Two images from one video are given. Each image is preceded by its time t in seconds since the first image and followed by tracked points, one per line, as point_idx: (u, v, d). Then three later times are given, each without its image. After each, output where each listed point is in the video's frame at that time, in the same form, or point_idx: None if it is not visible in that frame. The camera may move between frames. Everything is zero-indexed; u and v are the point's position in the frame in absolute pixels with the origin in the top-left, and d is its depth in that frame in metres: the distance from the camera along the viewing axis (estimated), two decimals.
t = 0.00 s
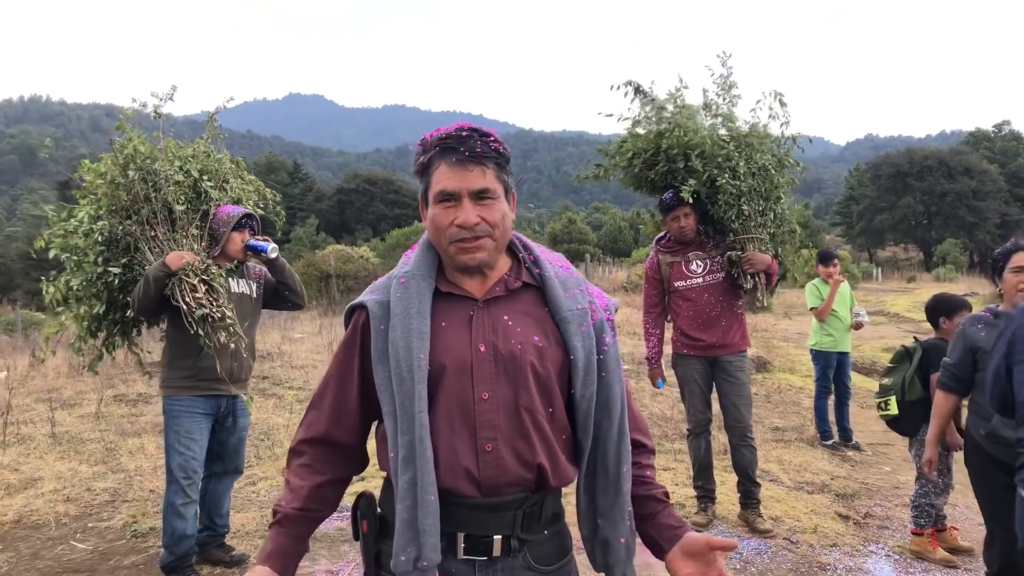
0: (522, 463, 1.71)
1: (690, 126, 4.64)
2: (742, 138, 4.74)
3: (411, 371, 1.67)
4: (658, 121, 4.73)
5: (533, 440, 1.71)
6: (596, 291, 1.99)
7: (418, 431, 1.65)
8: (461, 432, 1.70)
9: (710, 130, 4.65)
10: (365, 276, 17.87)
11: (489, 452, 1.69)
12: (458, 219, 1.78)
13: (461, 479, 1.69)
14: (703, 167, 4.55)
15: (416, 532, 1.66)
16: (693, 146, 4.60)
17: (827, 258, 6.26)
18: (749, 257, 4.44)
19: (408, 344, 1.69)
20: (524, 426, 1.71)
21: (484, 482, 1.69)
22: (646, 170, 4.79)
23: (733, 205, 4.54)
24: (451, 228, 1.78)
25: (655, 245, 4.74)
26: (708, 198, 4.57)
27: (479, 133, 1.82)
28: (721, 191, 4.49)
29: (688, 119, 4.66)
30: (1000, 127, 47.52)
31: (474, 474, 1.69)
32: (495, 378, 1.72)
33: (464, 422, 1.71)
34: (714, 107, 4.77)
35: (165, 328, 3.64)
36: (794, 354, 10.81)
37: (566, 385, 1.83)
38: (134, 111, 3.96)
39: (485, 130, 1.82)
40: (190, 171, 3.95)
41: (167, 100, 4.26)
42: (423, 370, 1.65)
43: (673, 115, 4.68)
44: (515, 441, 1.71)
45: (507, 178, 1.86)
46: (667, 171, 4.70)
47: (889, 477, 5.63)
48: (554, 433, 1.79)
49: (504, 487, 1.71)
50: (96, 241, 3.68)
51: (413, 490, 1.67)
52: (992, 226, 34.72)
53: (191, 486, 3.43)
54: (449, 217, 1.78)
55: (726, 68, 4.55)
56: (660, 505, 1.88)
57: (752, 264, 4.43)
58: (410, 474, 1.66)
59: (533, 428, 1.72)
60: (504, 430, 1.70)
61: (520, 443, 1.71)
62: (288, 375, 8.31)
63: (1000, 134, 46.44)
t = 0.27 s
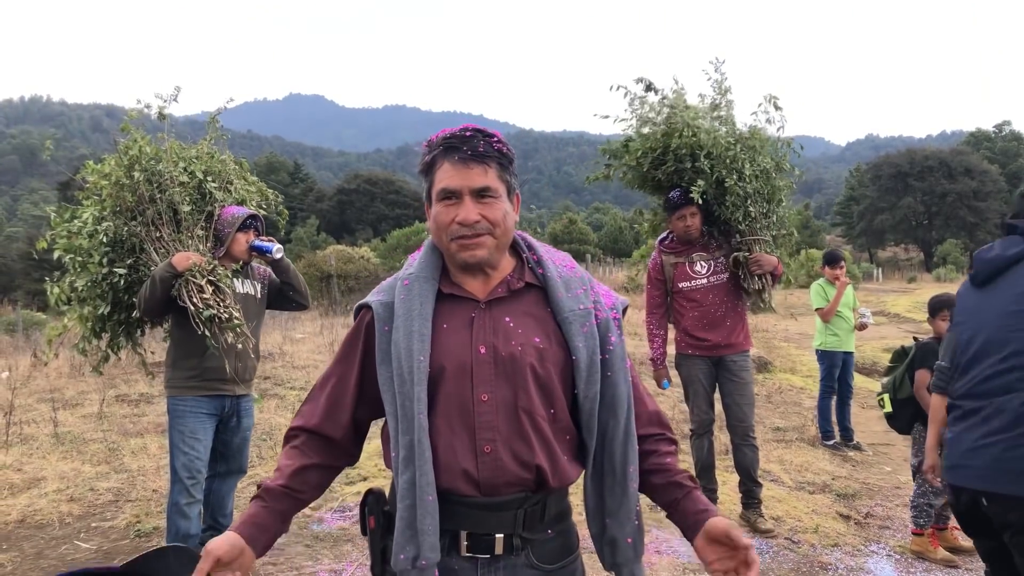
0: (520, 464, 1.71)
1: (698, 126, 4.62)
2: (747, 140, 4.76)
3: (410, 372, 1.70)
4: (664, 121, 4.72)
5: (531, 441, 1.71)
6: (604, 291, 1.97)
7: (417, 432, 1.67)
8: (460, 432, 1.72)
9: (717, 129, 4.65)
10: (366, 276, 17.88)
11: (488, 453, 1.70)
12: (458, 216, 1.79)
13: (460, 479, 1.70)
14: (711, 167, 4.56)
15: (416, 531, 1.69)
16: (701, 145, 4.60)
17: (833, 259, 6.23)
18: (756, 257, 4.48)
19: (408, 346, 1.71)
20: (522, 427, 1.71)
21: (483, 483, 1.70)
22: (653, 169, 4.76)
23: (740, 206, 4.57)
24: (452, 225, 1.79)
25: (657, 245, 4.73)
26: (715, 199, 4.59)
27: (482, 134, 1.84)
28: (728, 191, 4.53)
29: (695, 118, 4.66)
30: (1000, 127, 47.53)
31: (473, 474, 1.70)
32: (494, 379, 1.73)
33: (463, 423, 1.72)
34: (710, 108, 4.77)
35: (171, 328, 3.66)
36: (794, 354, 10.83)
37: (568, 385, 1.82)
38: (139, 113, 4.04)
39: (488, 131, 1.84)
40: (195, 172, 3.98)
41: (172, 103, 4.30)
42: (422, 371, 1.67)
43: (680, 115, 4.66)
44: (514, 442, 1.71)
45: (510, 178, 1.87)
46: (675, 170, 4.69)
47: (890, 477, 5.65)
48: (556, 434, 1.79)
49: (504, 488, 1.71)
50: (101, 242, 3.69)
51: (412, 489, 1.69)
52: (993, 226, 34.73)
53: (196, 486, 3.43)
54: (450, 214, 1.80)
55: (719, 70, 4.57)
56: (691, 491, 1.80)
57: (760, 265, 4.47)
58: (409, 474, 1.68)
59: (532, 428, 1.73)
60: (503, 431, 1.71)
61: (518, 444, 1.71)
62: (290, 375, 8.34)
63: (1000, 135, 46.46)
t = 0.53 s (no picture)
0: (522, 464, 1.71)
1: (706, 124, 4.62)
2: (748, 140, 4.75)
3: (412, 372, 1.71)
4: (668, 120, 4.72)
5: (533, 440, 1.71)
6: (610, 290, 1.96)
7: (419, 431, 1.68)
8: (461, 432, 1.72)
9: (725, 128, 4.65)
10: (367, 276, 17.88)
11: (489, 453, 1.70)
12: (465, 212, 1.79)
13: (462, 478, 1.71)
14: (718, 166, 4.55)
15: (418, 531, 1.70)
16: (709, 143, 4.59)
17: (842, 260, 6.26)
18: (763, 258, 4.48)
19: (410, 346, 1.73)
20: (524, 426, 1.71)
21: (485, 482, 1.71)
22: (660, 167, 4.73)
23: (747, 206, 4.56)
24: (459, 220, 1.79)
25: (659, 244, 4.73)
26: (721, 200, 4.57)
27: (490, 133, 1.85)
28: (736, 190, 4.53)
29: (703, 116, 4.65)
30: (1001, 127, 47.52)
31: (475, 474, 1.71)
32: (496, 379, 1.73)
33: (465, 422, 1.72)
34: (706, 109, 4.75)
35: (173, 328, 3.66)
36: (795, 354, 10.84)
37: (572, 384, 1.82)
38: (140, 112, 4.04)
39: (496, 130, 1.86)
40: (196, 172, 3.99)
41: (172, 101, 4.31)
42: (424, 372, 1.68)
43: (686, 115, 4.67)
44: (516, 441, 1.71)
45: (516, 178, 1.89)
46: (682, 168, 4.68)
47: (890, 477, 5.65)
48: (559, 433, 1.79)
49: (505, 488, 1.71)
50: (104, 242, 3.69)
51: (414, 488, 1.70)
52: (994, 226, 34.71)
53: (198, 486, 3.44)
54: (458, 209, 1.80)
55: (715, 69, 4.60)
56: (655, 528, 1.81)
57: (766, 266, 4.47)
58: (411, 473, 1.68)
59: (534, 428, 1.72)
60: (505, 430, 1.71)
61: (520, 443, 1.71)
62: (291, 375, 8.35)
63: (1001, 134, 46.45)
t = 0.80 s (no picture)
0: (534, 461, 1.71)
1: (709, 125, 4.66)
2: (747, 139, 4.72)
3: (422, 371, 1.73)
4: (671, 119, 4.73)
5: (545, 437, 1.70)
6: (626, 288, 1.93)
7: (429, 430, 1.69)
8: (473, 430, 1.73)
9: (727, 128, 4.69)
10: (368, 276, 17.89)
11: (500, 451, 1.71)
12: (501, 211, 1.78)
13: (474, 476, 1.72)
14: (721, 166, 4.57)
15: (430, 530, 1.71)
16: (712, 143, 4.62)
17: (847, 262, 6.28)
18: (768, 256, 4.56)
19: (420, 345, 1.75)
20: (535, 423, 1.71)
21: (496, 480, 1.71)
22: (666, 167, 4.72)
23: (750, 206, 4.60)
24: (494, 219, 1.79)
25: (660, 244, 4.71)
26: (725, 200, 4.60)
27: (515, 133, 1.86)
28: (739, 190, 4.57)
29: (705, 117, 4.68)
30: (1002, 127, 47.51)
31: (487, 472, 1.72)
32: (506, 377, 1.73)
33: (476, 421, 1.73)
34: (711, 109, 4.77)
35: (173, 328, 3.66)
36: (795, 354, 10.84)
37: (585, 383, 1.80)
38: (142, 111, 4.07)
39: (519, 132, 1.87)
40: (198, 172, 4.01)
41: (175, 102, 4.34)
42: (433, 369, 1.70)
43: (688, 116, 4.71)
44: (527, 438, 1.71)
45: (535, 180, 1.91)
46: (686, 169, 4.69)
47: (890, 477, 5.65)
48: (572, 431, 1.78)
49: (518, 485, 1.71)
50: (105, 241, 3.70)
51: (426, 488, 1.71)
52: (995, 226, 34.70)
53: (198, 486, 3.45)
54: (493, 207, 1.78)
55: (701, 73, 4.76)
56: (664, 535, 1.80)
57: (771, 264, 4.55)
58: (422, 471, 1.70)
59: (546, 425, 1.72)
60: (516, 428, 1.71)
61: (532, 441, 1.70)
62: (292, 375, 8.36)
63: (1002, 134, 46.43)
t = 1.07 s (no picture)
0: (558, 465, 1.71)
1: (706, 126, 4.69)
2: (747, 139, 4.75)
3: (446, 374, 1.74)
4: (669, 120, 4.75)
5: (569, 441, 1.70)
6: (653, 287, 1.89)
7: (452, 433, 1.70)
8: (497, 433, 1.74)
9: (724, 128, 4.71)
10: (368, 276, 17.90)
11: (525, 454, 1.71)
12: (526, 213, 1.78)
13: (498, 479, 1.73)
14: (720, 167, 4.58)
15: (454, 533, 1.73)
16: (711, 144, 4.62)
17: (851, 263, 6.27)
18: (769, 257, 4.57)
19: (443, 349, 1.76)
20: (559, 427, 1.70)
21: (520, 483, 1.72)
22: (665, 168, 4.73)
23: (750, 207, 4.59)
24: (519, 222, 1.78)
25: (661, 245, 4.72)
26: (725, 201, 4.59)
27: (538, 136, 1.85)
28: (739, 190, 4.56)
29: (703, 117, 4.70)
30: (1002, 127, 47.51)
31: (511, 474, 1.73)
32: (529, 380, 1.73)
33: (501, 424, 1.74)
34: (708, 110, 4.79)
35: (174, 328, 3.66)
36: (796, 354, 10.85)
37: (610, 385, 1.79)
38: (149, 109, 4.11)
39: (543, 133, 1.86)
40: (205, 173, 4.02)
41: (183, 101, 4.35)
42: (457, 373, 1.71)
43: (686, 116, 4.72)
44: (551, 441, 1.71)
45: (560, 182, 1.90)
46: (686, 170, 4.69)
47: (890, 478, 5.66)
48: (598, 434, 1.77)
49: (543, 489, 1.72)
50: (109, 238, 3.70)
51: (450, 490, 1.72)
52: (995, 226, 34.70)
53: (199, 486, 3.45)
54: (519, 210, 1.79)
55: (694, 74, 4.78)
56: (707, 529, 1.72)
57: (773, 264, 4.55)
58: (446, 474, 1.71)
59: (570, 429, 1.71)
60: (540, 432, 1.71)
61: (556, 444, 1.70)
62: (292, 375, 8.37)
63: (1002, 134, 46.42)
